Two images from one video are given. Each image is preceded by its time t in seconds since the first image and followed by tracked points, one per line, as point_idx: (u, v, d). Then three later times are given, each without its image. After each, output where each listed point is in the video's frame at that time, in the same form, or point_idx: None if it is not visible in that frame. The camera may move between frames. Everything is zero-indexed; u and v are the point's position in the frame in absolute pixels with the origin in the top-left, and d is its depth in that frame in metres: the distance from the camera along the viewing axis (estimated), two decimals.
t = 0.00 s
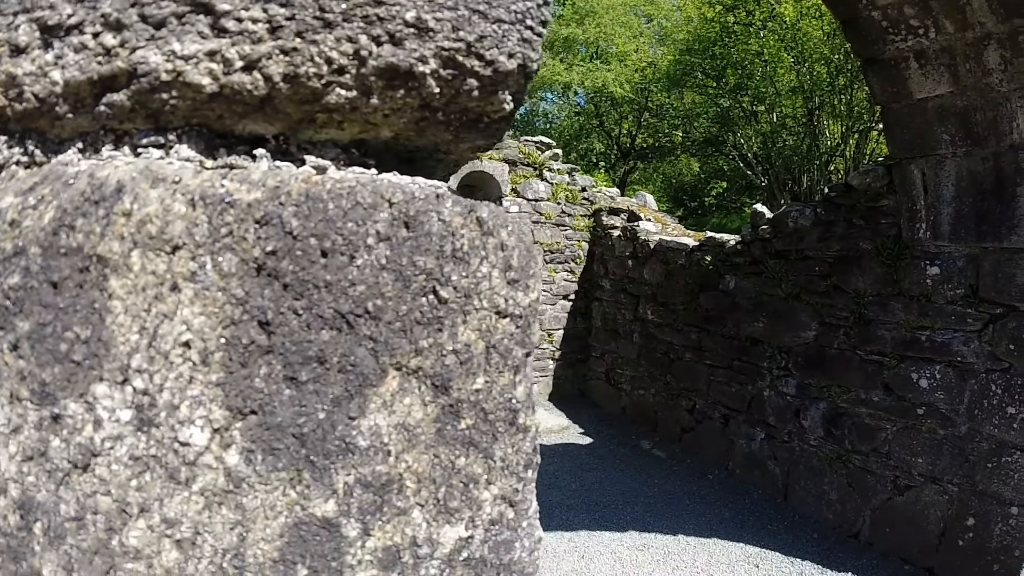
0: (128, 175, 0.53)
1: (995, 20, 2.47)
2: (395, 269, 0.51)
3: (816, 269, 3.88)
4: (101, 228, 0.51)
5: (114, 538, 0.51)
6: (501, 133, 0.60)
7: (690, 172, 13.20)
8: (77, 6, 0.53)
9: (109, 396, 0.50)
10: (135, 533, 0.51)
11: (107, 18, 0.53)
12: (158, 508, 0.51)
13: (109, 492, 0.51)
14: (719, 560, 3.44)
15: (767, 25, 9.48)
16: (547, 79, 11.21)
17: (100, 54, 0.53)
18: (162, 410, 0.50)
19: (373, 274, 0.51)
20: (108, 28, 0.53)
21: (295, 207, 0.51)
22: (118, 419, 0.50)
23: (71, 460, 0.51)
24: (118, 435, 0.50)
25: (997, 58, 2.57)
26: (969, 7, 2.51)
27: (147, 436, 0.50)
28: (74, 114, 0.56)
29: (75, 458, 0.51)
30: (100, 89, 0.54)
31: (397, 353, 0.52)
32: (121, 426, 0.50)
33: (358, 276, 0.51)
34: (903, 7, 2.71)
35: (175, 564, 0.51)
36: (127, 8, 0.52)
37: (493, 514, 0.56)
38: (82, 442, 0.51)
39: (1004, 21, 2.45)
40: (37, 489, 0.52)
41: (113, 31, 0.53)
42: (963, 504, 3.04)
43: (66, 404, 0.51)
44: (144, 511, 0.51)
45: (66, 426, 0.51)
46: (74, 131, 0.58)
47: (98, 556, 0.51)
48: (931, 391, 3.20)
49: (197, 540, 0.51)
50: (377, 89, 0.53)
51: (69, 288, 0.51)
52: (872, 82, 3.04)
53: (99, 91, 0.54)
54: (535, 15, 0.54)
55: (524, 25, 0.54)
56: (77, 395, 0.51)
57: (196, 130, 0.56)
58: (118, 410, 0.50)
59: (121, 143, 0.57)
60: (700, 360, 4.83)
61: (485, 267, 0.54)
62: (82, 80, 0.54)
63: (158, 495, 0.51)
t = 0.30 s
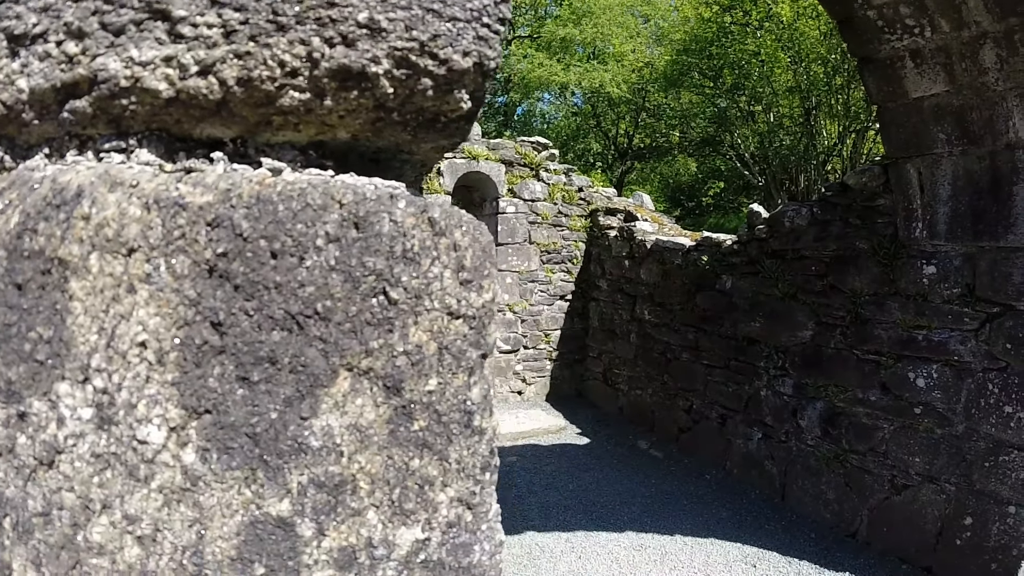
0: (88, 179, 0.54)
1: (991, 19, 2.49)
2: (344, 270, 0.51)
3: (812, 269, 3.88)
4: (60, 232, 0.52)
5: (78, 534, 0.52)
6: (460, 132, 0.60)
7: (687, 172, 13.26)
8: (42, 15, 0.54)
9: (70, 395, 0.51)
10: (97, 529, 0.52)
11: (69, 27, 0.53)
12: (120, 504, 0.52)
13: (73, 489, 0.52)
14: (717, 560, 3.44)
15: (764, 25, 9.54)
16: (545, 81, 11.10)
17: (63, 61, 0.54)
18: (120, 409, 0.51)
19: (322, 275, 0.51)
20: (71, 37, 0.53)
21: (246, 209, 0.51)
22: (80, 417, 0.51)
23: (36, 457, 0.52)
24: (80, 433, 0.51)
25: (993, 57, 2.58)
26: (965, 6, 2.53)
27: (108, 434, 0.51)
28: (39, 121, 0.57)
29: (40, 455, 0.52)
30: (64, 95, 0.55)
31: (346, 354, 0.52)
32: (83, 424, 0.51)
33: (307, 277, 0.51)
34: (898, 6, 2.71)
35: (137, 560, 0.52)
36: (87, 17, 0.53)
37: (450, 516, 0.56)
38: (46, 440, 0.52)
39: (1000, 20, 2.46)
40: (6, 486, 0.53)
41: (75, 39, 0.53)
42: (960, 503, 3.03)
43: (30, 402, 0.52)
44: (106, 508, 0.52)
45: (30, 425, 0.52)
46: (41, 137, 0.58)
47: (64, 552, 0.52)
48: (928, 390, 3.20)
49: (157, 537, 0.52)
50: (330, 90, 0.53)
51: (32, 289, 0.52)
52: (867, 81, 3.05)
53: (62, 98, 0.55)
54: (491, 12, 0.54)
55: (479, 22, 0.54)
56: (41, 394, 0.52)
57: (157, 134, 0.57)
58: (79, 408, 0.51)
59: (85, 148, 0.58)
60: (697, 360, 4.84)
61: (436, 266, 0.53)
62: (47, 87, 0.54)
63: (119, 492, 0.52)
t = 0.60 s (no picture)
0: (55, 185, 0.54)
1: (986, 18, 2.49)
2: (301, 272, 0.51)
3: (808, 268, 3.89)
4: (30, 238, 0.53)
5: (50, 532, 0.53)
6: (424, 134, 0.59)
7: (684, 172, 13.30)
8: (13, 27, 0.55)
9: (40, 395, 0.52)
10: (69, 526, 0.53)
11: (40, 38, 0.54)
12: (88, 503, 0.52)
13: (44, 487, 0.53)
14: (715, 560, 3.43)
15: (760, 24, 9.57)
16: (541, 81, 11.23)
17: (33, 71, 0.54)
18: (88, 409, 0.52)
19: (279, 278, 0.51)
20: (41, 47, 0.54)
21: (205, 213, 0.52)
22: (49, 417, 0.52)
23: (9, 455, 0.53)
24: (50, 433, 0.52)
25: (987, 56, 2.58)
26: (959, 4, 2.52)
27: (76, 433, 0.52)
28: (12, 129, 0.58)
29: (13, 454, 0.53)
30: (34, 104, 0.55)
31: (304, 356, 0.52)
32: (52, 424, 0.52)
33: (264, 280, 0.51)
34: (892, 6, 2.70)
35: (107, 556, 0.53)
36: (56, 27, 0.53)
37: (412, 518, 0.56)
38: (18, 439, 0.53)
39: (994, 18, 2.46)
40: None
41: (45, 49, 0.54)
42: (957, 502, 3.03)
43: (3, 402, 0.53)
44: (76, 506, 0.52)
45: (4, 423, 0.54)
46: (15, 144, 0.59)
47: (38, 548, 0.53)
48: (924, 388, 3.20)
49: (125, 535, 0.52)
50: (290, 95, 0.53)
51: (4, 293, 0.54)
52: (862, 80, 3.04)
53: (33, 107, 0.55)
54: (451, 12, 0.54)
55: (439, 24, 0.54)
56: (12, 394, 0.53)
57: (123, 141, 0.57)
58: (48, 408, 0.52)
59: (56, 155, 0.58)
60: (693, 360, 4.84)
61: (393, 269, 0.53)
62: (18, 97, 0.55)
63: (88, 491, 0.52)
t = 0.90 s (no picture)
0: (19, 198, 0.56)
1: (979, 15, 2.48)
2: (249, 279, 0.52)
3: (804, 266, 3.89)
4: None
5: (20, 530, 0.55)
6: (379, 138, 0.59)
7: (680, 172, 13.32)
8: None
9: (7, 400, 0.55)
10: (37, 526, 0.55)
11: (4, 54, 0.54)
12: (54, 503, 0.54)
13: (13, 487, 0.55)
14: (713, 560, 3.43)
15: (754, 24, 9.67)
16: (537, 82, 11.28)
17: None
18: (51, 412, 0.54)
19: (228, 284, 0.52)
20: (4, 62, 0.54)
21: (158, 222, 0.53)
22: (16, 420, 0.55)
23: None
24: (17, 435, 0.55)
25: (982, 53, 2.58)
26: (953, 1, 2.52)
27: (43, 435, 0.54)
28: None
29: None
30: None
31: (254, 360, 0.52)
32: (19, 426, 0.55)
33: (214, 286, 0.52)
34: (886, 3, 2.70)
35: (72, 556, 0.54)
36: (19, 43, 0.54)
37: (366, 522, 0.56)
38: None
39: (988, 15, 2.46)
40: None
41: (8, 64, 0.54)
42: (954, 498, 3.04)
43: None
44: (43, 505, 0.54)
45: None
46: None
47: (9, 547, 0.55)
48: (921, 386, 3.20)
49: (90, 535, 0.54)
50: (242, 103, 0.53)
51: None
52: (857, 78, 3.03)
53: None
54: (401, 17, 0.53)
55: (389, 27, 0.53)
56: None
57: (85, 152, 0.58)
58: (14, 412, 0.55)
59: (23, 168, 0.60)
60: (690, 360, 4.85)
61: (340, 274, 0.53)
62: None
63: (54, 491, 0.54)
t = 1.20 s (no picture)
0: None
1: (974, 13, 2.48)
2: (211, 285, 0.51)
3: (800, 265, 3.89)
4: None
5: None
6: (346, 143, 0.58)
7: (677, 171, 13.34)
8: None
9: None
10: (16, 527, 0.56)
11: None
12: (30, 505, 0.55)
13: None
14: (711, 560, 3.42)
15: (750, 23, 9.74)
16: (534, 83, 11.32)
17: None
18: (25, 415, 0.55)
19: (191, 291, 0.51)
20: None
21: (123, 230, 0.53)
22: None
23: None
24: None
25: (977, 51, 2.57)
26: None
27: (18, 438, 0.55)
28: None
29: None
30: None
31: (218, 365, 0.52)
32: None
33: (178, 292, 0.52)
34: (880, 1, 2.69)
35: (49, 556, 0.55)
36: None
37: (333, 526, 0.55)
38: None
39: (982, 13, 2.45)
40: None
41: None
42: (953, 496, 3.03)
43: None
44: (20, 507, 0.56)
45: None
46: None
47: None
48: (919, 384, 3.19)
49: (65, 536, 0.55)
50: (205, 112, 0.53)
51: None
52: (853, 77, 3.04)
53: None
54: (363, 21, 0.52)
55: (349, 33, 0.52)
56: None
57: (57, 161, 0.57)
58: None
59: None
60: (688, 359, 4.85)
61: (301, 280, 0.52)
62: None
63: (30, 493, 0.55)
